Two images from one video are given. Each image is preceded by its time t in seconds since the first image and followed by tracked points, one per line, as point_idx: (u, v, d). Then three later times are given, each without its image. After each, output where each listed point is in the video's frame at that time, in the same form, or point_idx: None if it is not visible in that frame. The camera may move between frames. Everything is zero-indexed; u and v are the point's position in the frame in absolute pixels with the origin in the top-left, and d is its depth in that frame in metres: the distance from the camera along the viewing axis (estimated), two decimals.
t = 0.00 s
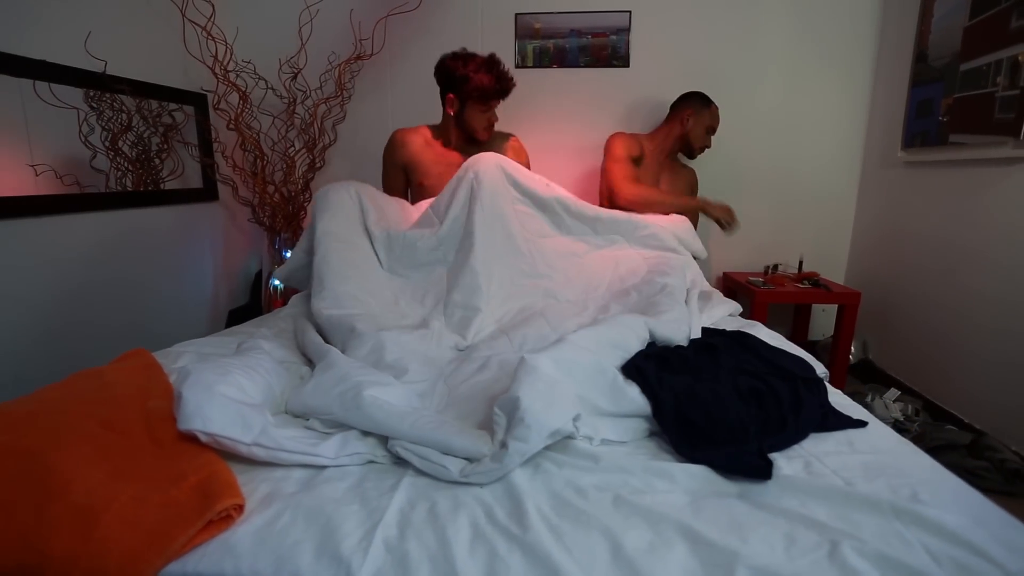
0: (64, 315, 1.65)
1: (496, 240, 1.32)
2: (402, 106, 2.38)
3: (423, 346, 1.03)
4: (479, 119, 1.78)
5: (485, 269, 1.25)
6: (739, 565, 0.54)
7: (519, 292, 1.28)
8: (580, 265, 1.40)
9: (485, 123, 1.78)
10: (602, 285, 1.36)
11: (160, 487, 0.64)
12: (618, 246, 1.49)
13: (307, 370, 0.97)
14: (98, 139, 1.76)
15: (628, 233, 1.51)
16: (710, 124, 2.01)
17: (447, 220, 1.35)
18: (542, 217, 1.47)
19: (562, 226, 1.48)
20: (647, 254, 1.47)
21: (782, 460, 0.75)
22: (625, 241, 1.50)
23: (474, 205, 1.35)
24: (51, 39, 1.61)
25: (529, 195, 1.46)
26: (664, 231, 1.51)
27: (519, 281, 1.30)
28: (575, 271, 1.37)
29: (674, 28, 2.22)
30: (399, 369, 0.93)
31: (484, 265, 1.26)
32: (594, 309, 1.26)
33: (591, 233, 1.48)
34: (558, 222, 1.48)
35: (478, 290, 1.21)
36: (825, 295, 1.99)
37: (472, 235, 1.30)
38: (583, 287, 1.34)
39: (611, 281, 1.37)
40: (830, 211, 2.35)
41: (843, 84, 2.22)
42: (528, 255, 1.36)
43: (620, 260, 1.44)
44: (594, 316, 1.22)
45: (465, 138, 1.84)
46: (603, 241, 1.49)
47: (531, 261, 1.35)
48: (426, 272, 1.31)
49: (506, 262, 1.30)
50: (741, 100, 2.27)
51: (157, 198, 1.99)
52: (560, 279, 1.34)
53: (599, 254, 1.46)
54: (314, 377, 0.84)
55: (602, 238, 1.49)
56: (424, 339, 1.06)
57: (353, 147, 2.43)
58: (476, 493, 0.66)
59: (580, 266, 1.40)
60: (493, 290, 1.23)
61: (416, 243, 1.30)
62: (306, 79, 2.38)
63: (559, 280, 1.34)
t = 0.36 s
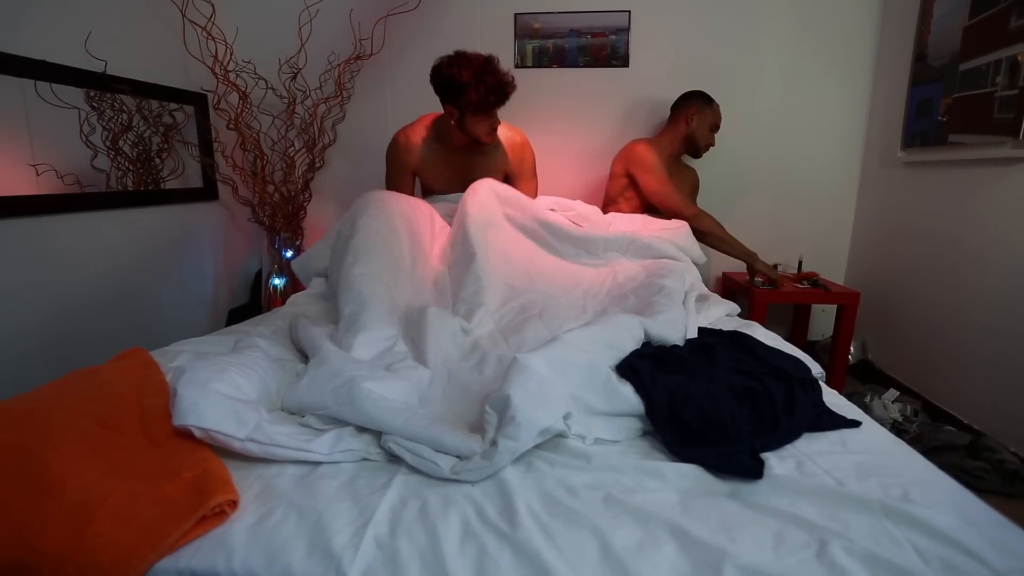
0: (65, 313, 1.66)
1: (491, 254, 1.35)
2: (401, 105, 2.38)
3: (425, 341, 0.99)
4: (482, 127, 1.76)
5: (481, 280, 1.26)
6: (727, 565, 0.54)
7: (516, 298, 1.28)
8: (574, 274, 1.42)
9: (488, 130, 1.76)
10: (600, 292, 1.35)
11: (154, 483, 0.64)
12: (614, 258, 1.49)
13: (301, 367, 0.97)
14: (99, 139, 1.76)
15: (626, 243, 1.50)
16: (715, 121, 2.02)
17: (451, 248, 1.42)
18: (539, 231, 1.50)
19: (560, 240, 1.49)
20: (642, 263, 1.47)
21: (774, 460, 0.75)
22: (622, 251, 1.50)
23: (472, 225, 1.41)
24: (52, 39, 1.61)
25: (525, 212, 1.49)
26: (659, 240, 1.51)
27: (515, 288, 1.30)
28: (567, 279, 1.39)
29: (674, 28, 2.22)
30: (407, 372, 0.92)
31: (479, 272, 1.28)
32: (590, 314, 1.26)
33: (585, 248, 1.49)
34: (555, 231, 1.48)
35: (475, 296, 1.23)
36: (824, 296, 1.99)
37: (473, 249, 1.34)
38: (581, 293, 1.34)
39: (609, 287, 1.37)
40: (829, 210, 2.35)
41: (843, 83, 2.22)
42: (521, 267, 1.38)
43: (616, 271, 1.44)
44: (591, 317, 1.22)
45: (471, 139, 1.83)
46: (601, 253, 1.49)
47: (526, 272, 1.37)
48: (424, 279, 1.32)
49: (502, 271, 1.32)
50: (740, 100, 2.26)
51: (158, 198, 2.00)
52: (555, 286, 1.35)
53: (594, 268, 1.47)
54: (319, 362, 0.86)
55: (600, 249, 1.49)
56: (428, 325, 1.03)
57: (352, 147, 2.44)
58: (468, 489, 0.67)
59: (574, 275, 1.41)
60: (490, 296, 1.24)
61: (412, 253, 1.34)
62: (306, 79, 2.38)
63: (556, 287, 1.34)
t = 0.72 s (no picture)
0: (65, 312, 1.66)
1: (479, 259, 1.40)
2: (401, 105, 2.39)
3: (419, 320, 1.02)
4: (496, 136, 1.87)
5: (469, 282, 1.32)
6: (715, 565, 0.54)
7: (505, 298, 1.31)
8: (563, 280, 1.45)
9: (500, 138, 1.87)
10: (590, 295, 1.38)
11: (147, 481, 0.64)
12: (606, 265, 1.49)
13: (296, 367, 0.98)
14: (101, 139, 1.77)
15: (618, 248, 1.51)
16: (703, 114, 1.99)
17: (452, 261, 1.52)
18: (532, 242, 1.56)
19: (553, 253, 1.52)
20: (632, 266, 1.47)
21: (766, 460, 0.75)
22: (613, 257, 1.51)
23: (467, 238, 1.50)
24: (52, 38, 1.62)
25: (522, 228, 1.56)
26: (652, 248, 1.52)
27: (502, 289, 1.34)
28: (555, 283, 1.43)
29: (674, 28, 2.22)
30: (417, 343, 0.95)
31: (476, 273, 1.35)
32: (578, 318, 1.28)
33: (576, 258, 1.50)
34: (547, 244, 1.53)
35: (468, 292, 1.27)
36: (824, 296, 1.99)
37: (473, 259, 1.42)
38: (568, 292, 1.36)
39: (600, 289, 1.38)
40: (829, 211, 2.34)
41: (843, 83, 2.21)
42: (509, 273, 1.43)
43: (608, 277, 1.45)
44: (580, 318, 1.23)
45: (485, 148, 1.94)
46: (592, 260, 1.50)
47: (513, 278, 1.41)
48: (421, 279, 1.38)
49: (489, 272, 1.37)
50: (740, 100, 2.26)
51: (158, 197, 2.01)
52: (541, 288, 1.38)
53: (586, 276, 1.48)
54: (336, 346, 0.93)
55: (592, 257, 1.49)
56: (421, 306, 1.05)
57: (352, 148, 2.45)
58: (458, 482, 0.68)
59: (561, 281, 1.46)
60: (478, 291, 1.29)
61: (414, 252, 1.39)
62: (306, 79, 2.39)
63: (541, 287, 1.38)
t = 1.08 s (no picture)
0: (65, 312, 1.67)
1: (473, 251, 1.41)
2: (401, 106, 2.39)
3: (414, 324, 1.03)
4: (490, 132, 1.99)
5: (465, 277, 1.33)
6: (702, 565, 0.54)
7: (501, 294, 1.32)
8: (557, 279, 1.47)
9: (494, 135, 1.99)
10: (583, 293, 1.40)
11: (139, 480, 0.65)
12: (599, 260, 1.49)
13: (291, 367, 0.98)
14: (102, 139, 1.77)
15: (609, 242, 1.51)
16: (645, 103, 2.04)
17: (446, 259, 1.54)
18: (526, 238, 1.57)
19: (549, 252, 1.53)
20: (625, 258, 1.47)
21: (758, 461, 0.75)
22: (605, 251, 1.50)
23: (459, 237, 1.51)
24: (52, 39, 1.63)
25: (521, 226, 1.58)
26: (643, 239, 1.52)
27: (498, 285, 1.35)
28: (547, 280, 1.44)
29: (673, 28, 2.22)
30: (413, 346, 0.96)
31: (473, 265, 1.36)
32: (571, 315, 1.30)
33: (567, 256, 1.50)
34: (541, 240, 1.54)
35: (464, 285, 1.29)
36: (822, 297, 1.99)
37: (472, 249, 1.42)
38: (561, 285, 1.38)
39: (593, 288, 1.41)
40: (828, 211, 2.34)
41: (842, 84, 2.21)
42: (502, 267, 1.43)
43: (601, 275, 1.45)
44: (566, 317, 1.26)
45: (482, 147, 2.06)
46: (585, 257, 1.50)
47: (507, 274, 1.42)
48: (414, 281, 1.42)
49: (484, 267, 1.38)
50: (739, 101, 2.26)
51: (158, 198, 2.01)
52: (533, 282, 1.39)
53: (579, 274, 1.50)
54: (331, 356, 0.93)
55: (584, 253, 1.49)
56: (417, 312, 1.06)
57: (351, 148, 2.45)
58: (449, 480, 0.69)
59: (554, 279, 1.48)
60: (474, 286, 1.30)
61: (399, 265, 1.41)
62: (305, 80, 2.40)
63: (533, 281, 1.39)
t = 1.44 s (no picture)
0: (65, 311, 1.68)
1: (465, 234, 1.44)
2: (399, 105, 2.39)
3: (404, 340, 1.04)
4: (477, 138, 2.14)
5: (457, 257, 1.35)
6: (687, 564, 0.54)
7: (496, 283, 1.36)
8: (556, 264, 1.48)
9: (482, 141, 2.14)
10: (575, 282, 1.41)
11: (129, 479, 0.65)
12: (589, 249, 1.53)
13: (285, 367, 0.99)
14: (102, 140, 1.78)
15: (601, 237, 1.54)
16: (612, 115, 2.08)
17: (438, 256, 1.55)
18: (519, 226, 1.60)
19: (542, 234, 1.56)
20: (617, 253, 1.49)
21: (748, 460, 0.75)
22: (596, 241, 1.54)
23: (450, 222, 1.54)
24: (52, 39, 1.63)
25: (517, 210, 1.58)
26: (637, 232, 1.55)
27: (488, 267, 1.38)
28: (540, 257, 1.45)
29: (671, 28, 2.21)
30: (404, 356, 0.98)
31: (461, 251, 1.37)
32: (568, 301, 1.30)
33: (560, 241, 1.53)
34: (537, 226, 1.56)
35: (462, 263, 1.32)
36: (820, 297, 1.98)
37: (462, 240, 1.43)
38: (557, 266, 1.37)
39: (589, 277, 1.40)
40: (827, 212, 2.33)
41: (841, 83, 2.21)
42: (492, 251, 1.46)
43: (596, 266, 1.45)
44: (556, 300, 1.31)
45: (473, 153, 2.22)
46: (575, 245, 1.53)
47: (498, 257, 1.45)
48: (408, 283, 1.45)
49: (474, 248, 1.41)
50: (738, 100, 2.26)
51: (156, 198, 2.02)
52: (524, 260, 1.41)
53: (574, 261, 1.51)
54: (321, 361, 0.93)
55: (577, 242, 1.53)
56: (403, 323, 1.08)
57: (350, 148, 2.45)
58: (439, 478, 0.70)
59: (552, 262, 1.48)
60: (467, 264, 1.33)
61: (378, 278, 1.42)
62: (304, 80, 2.41)
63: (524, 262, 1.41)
